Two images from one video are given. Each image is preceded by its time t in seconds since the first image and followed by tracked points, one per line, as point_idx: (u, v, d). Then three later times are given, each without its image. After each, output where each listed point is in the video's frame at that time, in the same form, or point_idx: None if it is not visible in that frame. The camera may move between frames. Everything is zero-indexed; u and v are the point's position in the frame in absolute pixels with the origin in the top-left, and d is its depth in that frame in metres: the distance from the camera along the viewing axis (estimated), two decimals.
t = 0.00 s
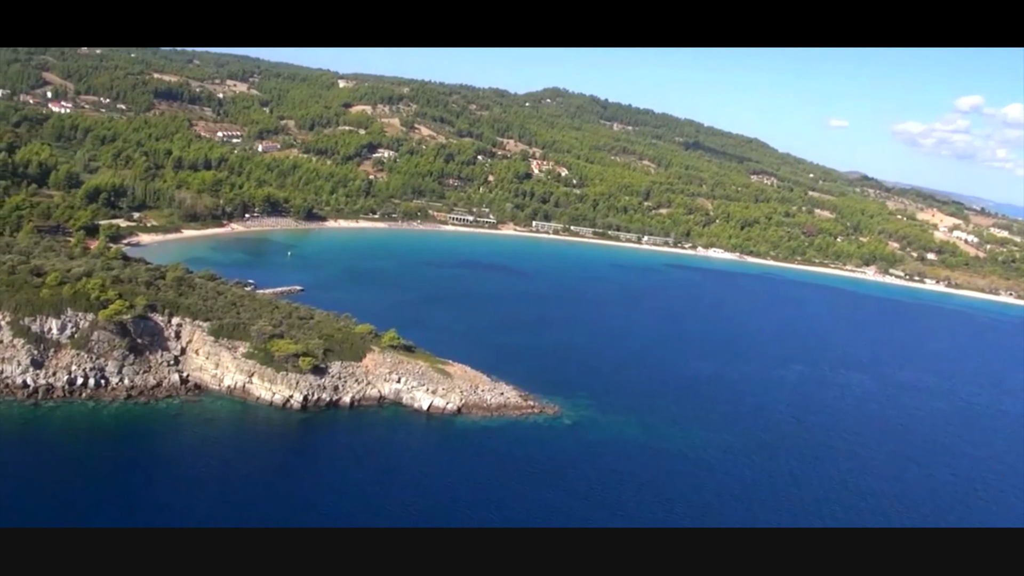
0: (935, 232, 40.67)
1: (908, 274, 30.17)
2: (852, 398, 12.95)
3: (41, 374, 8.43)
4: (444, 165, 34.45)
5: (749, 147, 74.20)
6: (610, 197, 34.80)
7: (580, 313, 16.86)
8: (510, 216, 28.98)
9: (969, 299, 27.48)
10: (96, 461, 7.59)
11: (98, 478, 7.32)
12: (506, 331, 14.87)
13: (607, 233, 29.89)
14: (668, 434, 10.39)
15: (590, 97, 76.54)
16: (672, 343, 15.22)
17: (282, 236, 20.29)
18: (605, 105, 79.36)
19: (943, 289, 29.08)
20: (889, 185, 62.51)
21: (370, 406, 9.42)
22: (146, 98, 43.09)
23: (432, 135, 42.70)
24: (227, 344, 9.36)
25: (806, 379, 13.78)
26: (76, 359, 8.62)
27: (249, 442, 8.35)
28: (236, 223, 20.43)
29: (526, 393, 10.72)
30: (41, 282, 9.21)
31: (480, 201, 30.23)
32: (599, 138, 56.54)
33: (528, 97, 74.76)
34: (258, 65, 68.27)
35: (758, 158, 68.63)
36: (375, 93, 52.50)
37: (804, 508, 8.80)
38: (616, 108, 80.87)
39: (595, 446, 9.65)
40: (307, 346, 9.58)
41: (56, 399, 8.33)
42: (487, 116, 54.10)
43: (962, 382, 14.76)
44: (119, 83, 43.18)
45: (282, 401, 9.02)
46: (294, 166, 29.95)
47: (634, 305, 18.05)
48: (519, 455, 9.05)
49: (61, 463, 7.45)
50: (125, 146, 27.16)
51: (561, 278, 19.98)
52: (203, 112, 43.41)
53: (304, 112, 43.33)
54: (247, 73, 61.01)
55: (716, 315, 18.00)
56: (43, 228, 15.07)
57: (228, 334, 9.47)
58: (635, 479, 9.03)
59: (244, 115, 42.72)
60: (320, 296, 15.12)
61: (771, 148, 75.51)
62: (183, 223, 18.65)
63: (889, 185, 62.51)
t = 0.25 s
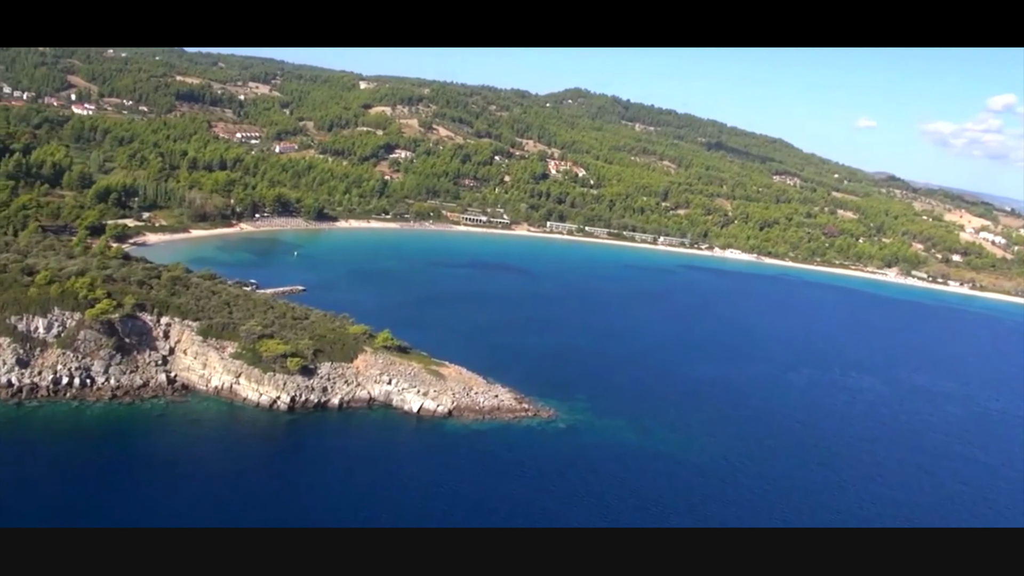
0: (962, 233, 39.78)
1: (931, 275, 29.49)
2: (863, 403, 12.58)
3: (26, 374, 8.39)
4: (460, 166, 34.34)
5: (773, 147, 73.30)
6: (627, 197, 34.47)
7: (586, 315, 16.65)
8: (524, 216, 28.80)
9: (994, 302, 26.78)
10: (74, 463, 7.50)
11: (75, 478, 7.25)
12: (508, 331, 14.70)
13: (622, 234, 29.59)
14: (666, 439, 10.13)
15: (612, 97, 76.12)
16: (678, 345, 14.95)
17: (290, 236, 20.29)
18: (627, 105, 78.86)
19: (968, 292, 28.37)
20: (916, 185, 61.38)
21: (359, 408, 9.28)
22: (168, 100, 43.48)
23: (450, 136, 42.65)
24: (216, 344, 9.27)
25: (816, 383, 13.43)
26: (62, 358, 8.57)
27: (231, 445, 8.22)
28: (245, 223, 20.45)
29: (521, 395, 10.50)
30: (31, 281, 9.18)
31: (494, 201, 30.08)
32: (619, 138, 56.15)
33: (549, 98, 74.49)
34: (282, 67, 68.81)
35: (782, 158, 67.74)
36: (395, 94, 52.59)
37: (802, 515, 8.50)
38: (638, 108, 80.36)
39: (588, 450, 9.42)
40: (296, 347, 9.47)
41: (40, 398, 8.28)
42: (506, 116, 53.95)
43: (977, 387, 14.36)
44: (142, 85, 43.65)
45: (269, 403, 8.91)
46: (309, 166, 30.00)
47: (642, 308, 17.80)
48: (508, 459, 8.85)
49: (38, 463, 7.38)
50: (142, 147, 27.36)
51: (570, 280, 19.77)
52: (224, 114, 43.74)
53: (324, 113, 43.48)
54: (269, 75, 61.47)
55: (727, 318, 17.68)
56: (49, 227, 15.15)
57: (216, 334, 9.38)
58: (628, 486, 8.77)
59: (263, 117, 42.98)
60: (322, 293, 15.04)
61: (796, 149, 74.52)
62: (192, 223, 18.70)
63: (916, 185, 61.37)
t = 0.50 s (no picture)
0: (988, 236, 38.88)
1: (954, 279, 28.82)
2: (873, 410, 12.24)
3: (13, 375, 8.33)
4: (475, 168, 34.22)
5: (797, 149, 72.37)
6: (644, 199, 34.12)
7: (593, 318, 16.45)
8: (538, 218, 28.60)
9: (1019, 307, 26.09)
10: (54, 466, 7.42)
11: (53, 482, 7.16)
12: (512, 333, 14.54)
13: (637, 237, 29.29)
14: (665, 444, 9.89)
15: (633, 100, 75.68)
16: (685, 349, 14.70)
17: (299, 238, 20.28)
18: (649, 108, 78.35)
19: (992, 296, 27.68)
20: (943, 188, 60.22)
21: (349, 412, 9.14)
22: (188, 103, 43.89)
23: (467, 139, 42.57)
24: (205, 346, 9.17)
25: (825, 389, 13.11)
26: (49, 360, 8.51)
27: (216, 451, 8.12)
28: (255, 225, 20.46)
29: (518, 399, 10.31)
30: (22, 281, 9.14)
31: (508, 203, 29.92)
32: (639, 140, 55.72)
33: (570, 101, 74.25)
34: (304, 71, 69.29)
35: (805, 161, 66.84)
36: (414, 97, 52.65)
37: (800, 524, 8.24)
38: (660, 111, 79.80)
39: (582, 456, 9.20)
40: (286, 350, 9.35)
41: (26, 400, 8.22)
42: (525, 119, 53.77)
43: (994, 393, 13.95)
44: (163, 89, 44.13)
45: (257, 406, 8.79)
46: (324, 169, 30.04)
47: (652, 312, 17.55)
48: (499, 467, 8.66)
49: (19, 466, 7.31)
50: (158, 150, 27.57)
51: (580, 283, 19.57)
52: (243, 117, 44.03)
53: (342, 116, 43.61)
54: (290, 79, 61.87)
55: (739, 322, 17.39)
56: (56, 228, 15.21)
57: (206, 336, 9.28)
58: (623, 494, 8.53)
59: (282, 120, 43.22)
60: (325, 294, 14.97)
61: (820, 151, 73.53)
62: (201, 225, 18.73)
63: (943, 188, 60.22)
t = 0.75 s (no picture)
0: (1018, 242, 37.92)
1: (980, 285, 28.09)
2: (885, 421, 11.91)
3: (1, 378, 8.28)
4: (492, 172, 34.09)
5: (823, 153, 71.37)
6: (662, 204, 33.76)
7: (601, 324, 16.26)
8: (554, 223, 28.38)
9: None
10: (36, 473, 7.35)
11: (33, 489, 7.10)
12: (517, 340, 14.40)
13: (654, 241, 28.96)
14: (663, 456, 9.68)
15: (655, 104, 75.18)
16: (693, 358, 14.47)
17: (309, 242, 20.27)
18: (672, 112, 77.77)
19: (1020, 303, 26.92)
20: (972, 192, 58.97)
21: (340, 417, 9.00)
22: (210, 108, 44.28)
23: (486, 143, 42.48)
24: (196, 350, 9.08)
25: (836, 398, 12.79)
26: (39, 362, 8.45)
27: (201, 457, 8.01)
28: (266, 229, 20.47)
29: (514, 405, 10.11)
30: (15, 284, 9.12)
31: (524, 208, 29.73)
32: (661, 144, 55.25)
33: (592, 105, 73.89)
34: (328, 76, 69.79)
35: (832, 165, 65.81)
36: (434, 102, 52.70)
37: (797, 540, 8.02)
38: (684, 115, 79.17)
39: (577, 467, 9.01)
40: (278, 353, 9.25)
41: (13, 403, 8.17)
42: (546, 123, 53.57)
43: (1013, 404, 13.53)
44: (186, 94, 44.59)
45: (246, 410, 8.69)
46: (340, 172, 30.07)
47: (663, 318, 17.31)
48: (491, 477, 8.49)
49: None
50: (176, 154, 27.76)
51: (592, 288, 19.37)
52: (264, 122, 44.33)
53: (362, 121, 43.75)
54: (313, 84, 62.28)
55: (752, 329, 17.09)
56: (65, 231, 15.29)
57: (197, 339, 9.19)
58: (617, 509, 8.33)
59: (303, 125, 43.44)
60: (330, 298, 14.94)
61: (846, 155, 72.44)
62: (211, 229, 18.78)
63: (972, 193, 58.97)
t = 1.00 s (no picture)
0: None
1: (1012, 294, 27.30)
2: (901, 433, 11.50)
3: None
4: (513, 178, 33.95)
5: (853, 159, 70.22)
6: (684, 209, 33.35)
7: (614, 330, 16.01)
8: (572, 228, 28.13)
9: None
10: (20, 475, 7.29)
11: (15, 492, 7.05)
12: (524, 345, 14.22)
13: (675, 247, 28.59)
14: (664, 466, 9.41)
15: (683, 109, 74.60)
16: (705, 365, 14.16)
17: (322, 246, 20.25)
18: (699, 117, 77.10)
19: None
20: (1008, 199, 57.57)
21: (332, 424, 8.88)
22: (236, 115, 44.72)
23: (508, 149, 42.37)
24: (189, 354, 9.01)
25: (851, 409, 12.40)
26: (30, 365, 8.42)
27: (189, 462, 7.93)
28: (280, 234, 20.51)
29: (512, 413, 9.92)
30: (11, 286, 9.11)
31: (543, 213, 29.53)
32: (687, 150, 54.72)
33: (619, 111, 73.43)
34: (355, 83, 70.26)
35: (863, 171, 64.61)
36: (458, 108, 52.74)
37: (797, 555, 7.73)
38: (711, 120, 78.43)
39: (573, 477, 8.79)
40: (270, 358, 9.16)
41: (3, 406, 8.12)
42: (570, 129, 53.34)
43: None
44: (213, 101, 45.10)
45: (237, 416, 8.59)
46: (360, 177, 30.11)
47: (678, 325, 17.00)
48: (483, 487, 8.31)
49: None
50: (198, 160, 28.01)
51: (607, 295, 19.12)
52: (289, 128, 44.68)
53: (385, 127, 43.88)
54: (340, 91, 62.71)
55: (769, 337, 16.70)
56: (78, 235, 15.41)
57: (190, 343, 9.12)
58: (613, 520, 8.09)
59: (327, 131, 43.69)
60: (338, 302, 14.88)
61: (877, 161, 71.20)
62: (225, 233, 18.84)
63: (1007, 199, 57.57)
